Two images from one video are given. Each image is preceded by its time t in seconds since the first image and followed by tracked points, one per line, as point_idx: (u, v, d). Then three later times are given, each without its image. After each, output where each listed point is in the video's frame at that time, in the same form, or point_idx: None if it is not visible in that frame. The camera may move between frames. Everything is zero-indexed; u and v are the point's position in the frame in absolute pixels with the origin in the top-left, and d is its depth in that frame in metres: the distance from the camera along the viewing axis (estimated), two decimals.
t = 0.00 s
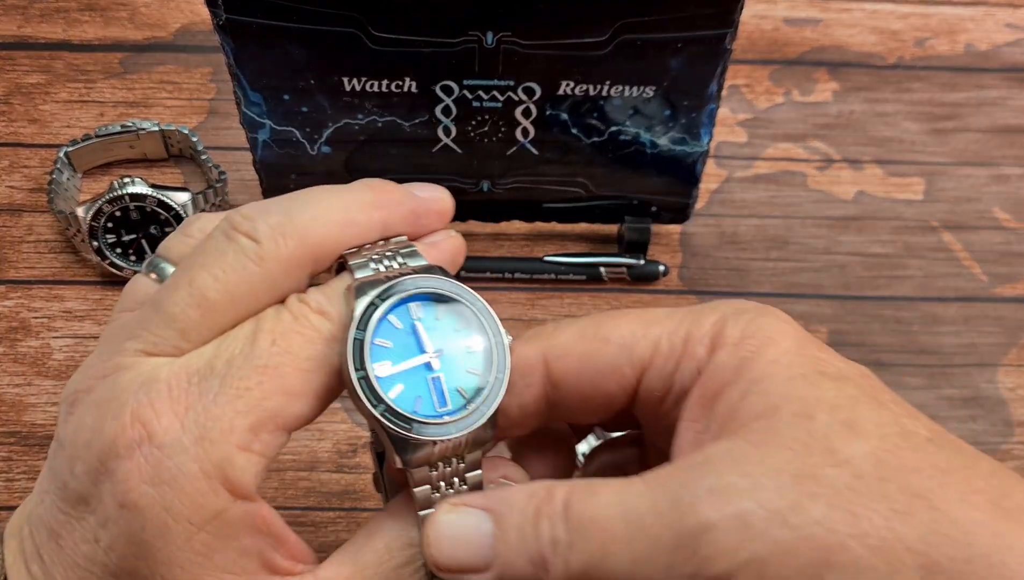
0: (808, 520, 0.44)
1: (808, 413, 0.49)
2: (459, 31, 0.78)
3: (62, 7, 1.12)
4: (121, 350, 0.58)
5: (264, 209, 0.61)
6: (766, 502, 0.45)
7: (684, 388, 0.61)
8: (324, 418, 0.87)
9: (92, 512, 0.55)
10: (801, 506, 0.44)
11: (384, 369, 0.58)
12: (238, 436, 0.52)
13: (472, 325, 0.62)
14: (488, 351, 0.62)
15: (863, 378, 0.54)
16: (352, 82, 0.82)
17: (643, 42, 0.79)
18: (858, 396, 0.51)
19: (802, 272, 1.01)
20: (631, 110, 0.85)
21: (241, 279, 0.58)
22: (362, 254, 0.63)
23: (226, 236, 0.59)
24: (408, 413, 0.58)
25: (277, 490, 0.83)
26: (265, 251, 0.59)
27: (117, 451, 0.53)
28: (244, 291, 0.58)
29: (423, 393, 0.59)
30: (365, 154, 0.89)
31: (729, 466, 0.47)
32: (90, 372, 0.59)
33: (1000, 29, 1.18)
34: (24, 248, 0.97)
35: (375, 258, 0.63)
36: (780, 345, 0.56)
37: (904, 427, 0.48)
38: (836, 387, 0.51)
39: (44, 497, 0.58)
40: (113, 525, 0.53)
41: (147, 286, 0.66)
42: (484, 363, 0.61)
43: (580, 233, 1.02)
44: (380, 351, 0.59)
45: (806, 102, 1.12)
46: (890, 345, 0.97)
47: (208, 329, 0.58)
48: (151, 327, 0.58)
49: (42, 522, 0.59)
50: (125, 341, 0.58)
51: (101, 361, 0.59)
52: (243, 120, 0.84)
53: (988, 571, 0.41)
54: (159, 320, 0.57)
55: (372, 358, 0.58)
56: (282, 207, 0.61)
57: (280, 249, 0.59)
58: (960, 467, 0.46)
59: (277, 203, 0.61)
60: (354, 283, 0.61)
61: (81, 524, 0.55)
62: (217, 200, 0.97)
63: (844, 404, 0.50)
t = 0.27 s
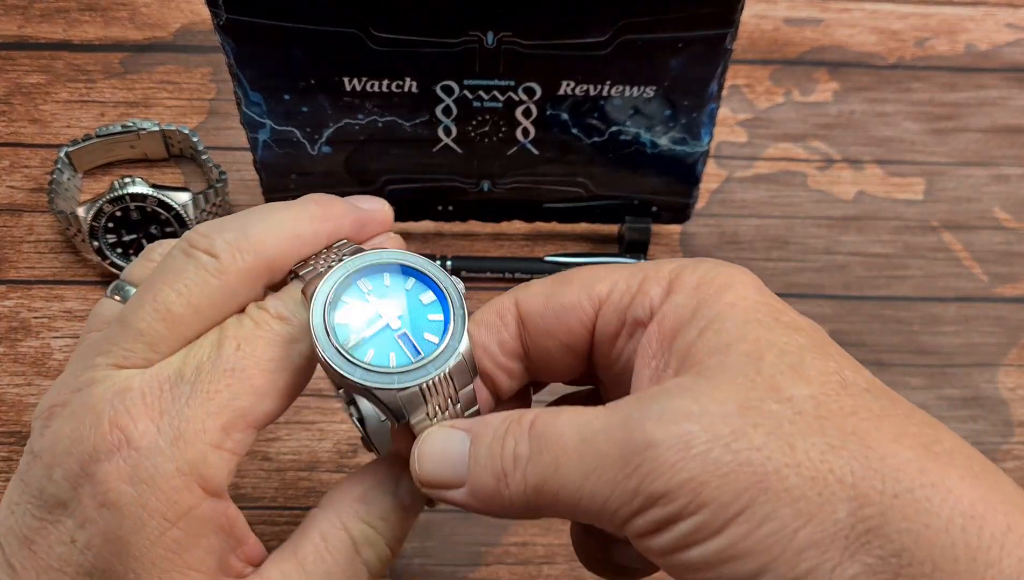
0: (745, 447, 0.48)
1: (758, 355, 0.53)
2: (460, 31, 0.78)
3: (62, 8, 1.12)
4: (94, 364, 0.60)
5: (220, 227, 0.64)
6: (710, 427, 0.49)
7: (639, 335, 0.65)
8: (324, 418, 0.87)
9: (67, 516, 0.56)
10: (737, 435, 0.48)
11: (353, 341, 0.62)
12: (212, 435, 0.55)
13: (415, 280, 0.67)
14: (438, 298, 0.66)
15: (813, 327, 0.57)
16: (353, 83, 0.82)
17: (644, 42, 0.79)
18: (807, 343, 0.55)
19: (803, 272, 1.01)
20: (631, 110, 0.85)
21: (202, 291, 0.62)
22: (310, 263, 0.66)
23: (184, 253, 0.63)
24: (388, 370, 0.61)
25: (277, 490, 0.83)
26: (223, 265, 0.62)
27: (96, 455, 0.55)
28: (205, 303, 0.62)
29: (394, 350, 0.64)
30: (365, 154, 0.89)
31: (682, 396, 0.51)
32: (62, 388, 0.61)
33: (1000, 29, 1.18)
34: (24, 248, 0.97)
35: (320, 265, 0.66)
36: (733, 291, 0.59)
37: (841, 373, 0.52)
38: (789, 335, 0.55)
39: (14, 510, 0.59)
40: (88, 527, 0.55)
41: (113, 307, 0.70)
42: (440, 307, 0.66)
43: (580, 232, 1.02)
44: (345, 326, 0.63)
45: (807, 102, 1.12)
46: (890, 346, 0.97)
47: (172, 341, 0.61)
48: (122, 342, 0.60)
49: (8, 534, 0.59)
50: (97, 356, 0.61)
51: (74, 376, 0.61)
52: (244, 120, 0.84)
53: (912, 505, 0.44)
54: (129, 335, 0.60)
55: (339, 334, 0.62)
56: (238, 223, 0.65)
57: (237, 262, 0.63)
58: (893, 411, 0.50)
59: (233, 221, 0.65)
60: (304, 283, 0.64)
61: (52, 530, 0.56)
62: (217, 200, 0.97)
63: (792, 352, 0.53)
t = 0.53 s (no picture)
0: (642, 488, 0.47)
1: (659, 372, 0.51)
2: (460, 30, 0.78)
3: (63, 8, 1.12)
4: (69, 357, 0.59)
5: (203, 237, 0.62)
6: (608, 468, 0.48)
7: (572, 334, 0.64)
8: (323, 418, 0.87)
9: (43, 504, 0.55)
10: (637, 470, 0.47)
11: (347, 344, 0.66)
12: (188, 439, 0.56)
13: (390, 279, 0.71)
14: (414, 293, 0.71)
15: (740, 321, 0.53)
16: (353, 83, 0.82)
17: (644, 42, 0.79)
18: (724, 351, 0.51)
19: (803, 272, 1.01)
20: (632, 110, 0.85)
21: (185, 302, 0.60)
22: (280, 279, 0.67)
23: (166, 263, 0.61)
24: (384, 363, 0.67)
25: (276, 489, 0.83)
26: (208, 277, 0.61)
27: (78, 449, 0.55)
28: (185, 314, 0.60)
29: (384, 344, 0.68)
30: (364, 154, 0.89)
31: (590, 428, 0.50)
32: (33, 376, 0.60)
33: (1001, 29, 1.18)
34: (24, 248, 0.97)
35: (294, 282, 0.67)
36: (651, 289, 0.56)
37: (754, 375, 0.49)
38: (710, 338, 0.52)
39: None
40: (67, 517, 0.55)
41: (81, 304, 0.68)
42: (417, 300, 0.71)
43: (580, 233, 1.02)
44: (336, 330, 0.66)
45: (807, 103, 1.12)
46: (890, 346, 0.97)
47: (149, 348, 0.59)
48: (98, 342, 0.59)
49: None
50: (72, 350, 0.59)
51: (47, 366, 0.59)
52: (244, 119, 0.84)
53: (798, 531, 0.42)
54: (106, 337, 0.59)
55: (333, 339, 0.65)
56: (223, 235, 0.63)
57: (222, 276, 0.62)
58: (816, 420, 0.46)
59: (216, 231, 0.63)
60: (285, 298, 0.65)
61: (26, 517, 0.56)
62: (217, 200, 0.96)
63: (702, 359, 0.50)
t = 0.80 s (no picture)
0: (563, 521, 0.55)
1: (587, 411, 0.56)
2: (460, 31, 0.78)
3: (64, 8, 1.12)
4: (93, 387, 0.59)
5: (221, 276, 0.61)
6: (534, 502, 0.57)
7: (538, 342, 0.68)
8: (324, 418, 0.87)
9: (75, 523, 0.58)
10: (555, 509, 0.56)
11: (348, 362, 0.68)
12: (210, 475, 0.61)
13: (369, 289, 0.72)
14: (393, 295, 0.72)
15: (669, 351, 0.56)
16: (353, 83, 0.82)
17: (644, 42, 0.79)
18: (651, 388, 0.55)
19: (803, 272, 1.01)
20: (632, 111, 0.85)
21: (207, 347, 0.60)
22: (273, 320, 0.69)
23: (187, 305, 0.60)
24: (385, 365, 0.68)
25: (277, 489, 0.83)
26: (228, 321, 0.61)
27: (114, 483, 0.57)
28: (204, 356, 0.61)
29: (382, 349, 0.69)
30: (365, 154, 0.89)
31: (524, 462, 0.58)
32: (51, 397, 0.59)
33: (1000, 30, 1.18)
34: (25, 248, 0.97)
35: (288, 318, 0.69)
36: (588, 319, 0.60)
37: (668, 412, 0.54)
38: (630, 373, 0.56)
39: None
40: (99, 538, 0.58)
41: (97, 326, 0.62)
42: (397, 299, 0.72)
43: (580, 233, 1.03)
44: (336, 353, 0.68)
45: (807, 103, 1.12)
46: (890, 346, 0.97)
47: (171, 386, 0.60)
48: (123, 375, 0.59)
49: None
50: (97, 381, 0.59)
51: (67, 389, 0.59)
52: (243, 119, 0.84)
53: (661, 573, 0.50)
54: (131, 374, 0.59)
55: (335, 362, 0.67)
56: (240, 275, 0.62)
57: (239, 318, 0.62)
58: (713, 464, 0.51)
59: (233, 269, 0.62)
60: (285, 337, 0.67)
61: (53, 534, 0.58)
62: (218, 201, 0.96)
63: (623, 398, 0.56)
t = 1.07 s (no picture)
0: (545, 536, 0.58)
1: (556, 440, 0.58)
2: (460, 31, 0.78)
3: (65, 9, 1.13)
4: (110, 379, 0.62)
5: (236, 290, 0.66)
6: (518, 519, 0.60)
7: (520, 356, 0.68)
8: (324, 418, 0.88)
9: (78, 503, 0.60)
10: (536, 526, 0.59)
11: (353, 381, 0.72)
12: (209, 478, 0.64)
13: (363, 309, 0.75)
14: (385, 310, 0.75)
15: (633, 381, 0.56)
16: (354, 84, 0.82)
17: (644, 43, 0.79)
18: (615, 410, 0.56)
19: (802, 272, 1.01)
20: (631, 111, 0.86)
21: (218, 354, 0.65)
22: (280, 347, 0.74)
23: (204, 312, 0.64)
24: (386, 379, 0.72)
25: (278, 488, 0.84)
26: (239, 331, 0.65)
27: (121, 467, 0.60)
28: (216, 363, 0.65)
29: (381, 363, 0.73)
30: (365, 155, 0.89)
31: (506, 479, 0.61)
32: (70, 386, 0.62)
33: (999, 31, 1.19)
34: (26, 248, 0.97)
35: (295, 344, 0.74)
36: (558, 353, 0.60)
37: (630, 438, 0.54)
38: (597, 402, 0.57)
39: (5, 476, 0.60)
40: (100, 519, 0.60)
41: (116, 327, 0.66)
42: (390, 315, 0.75)
43: (579, 233, 1.03)
44: (341, 374, 0.72)
45: (806, 103, 1.12)
46: (888, 346, 0.97)
47: (183, 387, 0.64)
48: (141, 373, 0.63)
49: None
50: (114, 375, 0.62)
51: (86, 379, 0.62)
52: (244, 120, 0.84)
53: None
54: (147, 372, 0.63)
55: (341, 384, 0.71)
56: (254, 292, 0.67)
57: (250, 332, 0.66)
58: (670, 487, 0.52)
59: (248, 286, 0.67)
60: (294, 363, 0.72)
61: (55, 512, 0.60)
62: (219, 201, 0.96)
63: (589, 428, 0.56)
